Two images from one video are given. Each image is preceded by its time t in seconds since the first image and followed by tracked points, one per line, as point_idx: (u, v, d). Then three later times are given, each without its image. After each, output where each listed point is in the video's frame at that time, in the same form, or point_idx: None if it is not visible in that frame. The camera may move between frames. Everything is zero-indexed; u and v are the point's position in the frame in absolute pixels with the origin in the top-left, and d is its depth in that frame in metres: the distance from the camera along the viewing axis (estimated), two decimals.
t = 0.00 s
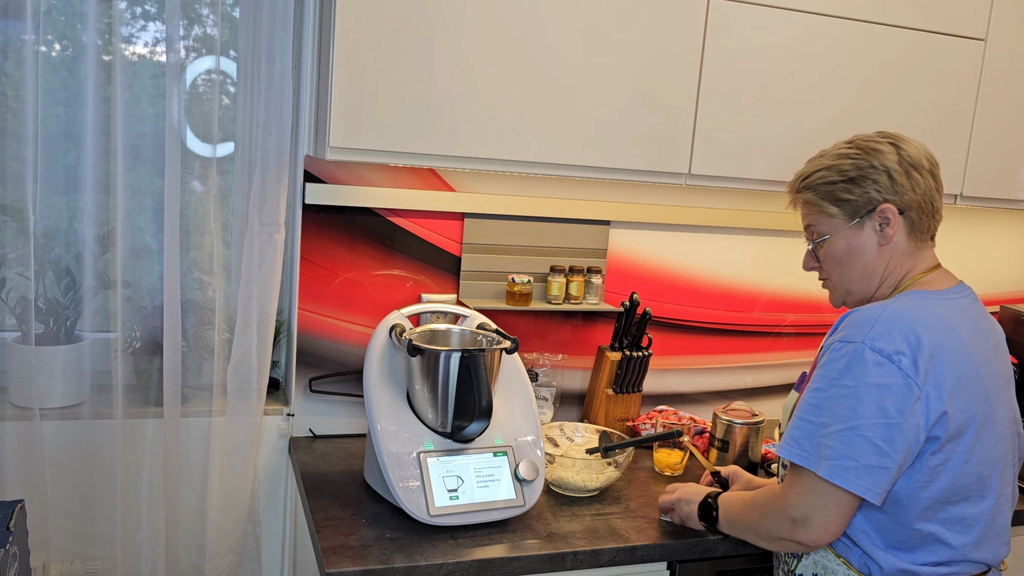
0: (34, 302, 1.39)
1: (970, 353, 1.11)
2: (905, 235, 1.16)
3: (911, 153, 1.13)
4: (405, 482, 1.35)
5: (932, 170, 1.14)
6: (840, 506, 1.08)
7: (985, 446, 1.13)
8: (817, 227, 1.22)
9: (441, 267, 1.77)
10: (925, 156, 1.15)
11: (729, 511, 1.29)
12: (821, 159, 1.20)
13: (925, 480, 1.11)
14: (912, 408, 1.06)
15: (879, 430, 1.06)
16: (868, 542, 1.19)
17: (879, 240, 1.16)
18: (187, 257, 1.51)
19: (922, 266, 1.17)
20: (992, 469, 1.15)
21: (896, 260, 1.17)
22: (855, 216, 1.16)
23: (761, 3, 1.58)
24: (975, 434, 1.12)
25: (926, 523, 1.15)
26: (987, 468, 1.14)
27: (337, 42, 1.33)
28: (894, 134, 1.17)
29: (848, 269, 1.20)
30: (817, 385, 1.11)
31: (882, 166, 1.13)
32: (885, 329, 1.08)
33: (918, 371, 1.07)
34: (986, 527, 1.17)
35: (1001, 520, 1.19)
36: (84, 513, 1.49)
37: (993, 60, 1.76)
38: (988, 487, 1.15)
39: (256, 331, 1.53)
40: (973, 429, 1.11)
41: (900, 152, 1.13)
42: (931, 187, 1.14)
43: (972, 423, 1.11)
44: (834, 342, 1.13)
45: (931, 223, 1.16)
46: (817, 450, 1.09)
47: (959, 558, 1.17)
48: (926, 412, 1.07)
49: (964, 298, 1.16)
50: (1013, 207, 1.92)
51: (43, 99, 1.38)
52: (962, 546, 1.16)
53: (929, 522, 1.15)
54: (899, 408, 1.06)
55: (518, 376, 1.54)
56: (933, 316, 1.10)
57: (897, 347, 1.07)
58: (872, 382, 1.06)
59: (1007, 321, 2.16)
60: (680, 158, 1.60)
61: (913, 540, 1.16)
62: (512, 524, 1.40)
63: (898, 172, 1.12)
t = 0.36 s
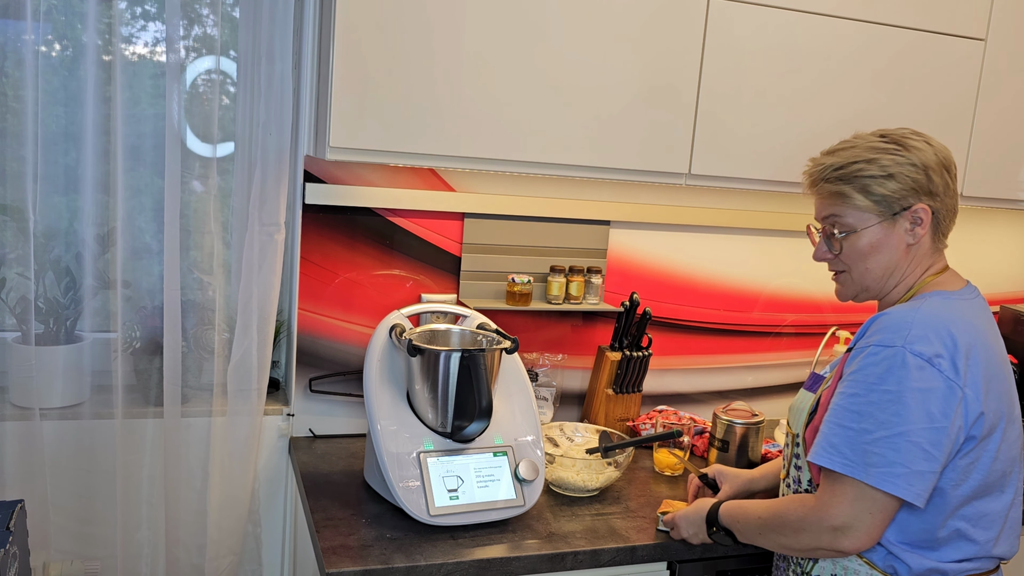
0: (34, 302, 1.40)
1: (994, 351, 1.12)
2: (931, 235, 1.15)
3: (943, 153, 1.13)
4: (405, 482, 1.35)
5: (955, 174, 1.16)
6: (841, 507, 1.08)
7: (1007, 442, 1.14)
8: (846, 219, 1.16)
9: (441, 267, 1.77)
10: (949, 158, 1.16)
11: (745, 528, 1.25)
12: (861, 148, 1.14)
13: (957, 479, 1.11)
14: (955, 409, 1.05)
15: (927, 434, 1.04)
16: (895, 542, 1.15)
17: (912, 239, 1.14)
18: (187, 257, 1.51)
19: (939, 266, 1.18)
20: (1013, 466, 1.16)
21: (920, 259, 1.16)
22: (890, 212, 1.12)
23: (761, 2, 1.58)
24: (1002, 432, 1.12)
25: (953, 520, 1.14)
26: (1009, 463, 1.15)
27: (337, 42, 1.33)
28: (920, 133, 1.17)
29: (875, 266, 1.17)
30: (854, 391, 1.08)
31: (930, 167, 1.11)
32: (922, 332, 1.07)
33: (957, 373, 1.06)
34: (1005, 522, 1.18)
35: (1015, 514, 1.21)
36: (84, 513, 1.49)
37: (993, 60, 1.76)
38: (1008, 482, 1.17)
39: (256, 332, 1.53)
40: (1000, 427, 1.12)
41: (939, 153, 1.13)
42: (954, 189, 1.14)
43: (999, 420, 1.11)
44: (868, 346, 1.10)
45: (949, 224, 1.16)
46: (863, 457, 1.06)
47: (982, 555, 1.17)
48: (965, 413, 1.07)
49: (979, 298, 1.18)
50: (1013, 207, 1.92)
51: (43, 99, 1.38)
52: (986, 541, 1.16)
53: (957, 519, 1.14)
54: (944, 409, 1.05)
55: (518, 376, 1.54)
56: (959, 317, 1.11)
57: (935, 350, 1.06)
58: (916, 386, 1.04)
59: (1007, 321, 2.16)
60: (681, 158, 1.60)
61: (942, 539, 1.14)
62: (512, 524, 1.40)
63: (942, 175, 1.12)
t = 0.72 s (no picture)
0: (34, 301, 1.40)
1: (994, 348, 1.14)
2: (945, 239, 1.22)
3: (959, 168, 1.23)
4: (405, 482, 1.35)
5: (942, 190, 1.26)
6: (824, 501, 1.08)
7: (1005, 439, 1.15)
8: (906, 193, 1.15)
9: (441, 268, 1.77)
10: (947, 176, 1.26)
11: (724, 528, 1.25)
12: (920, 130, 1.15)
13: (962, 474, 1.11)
14: (965, 404, 1.06)
15: (940, 429, 1.04)
16: (900, 541, 1.15)
17: (945, 237, 1.19)
18: (187, 257, 1.51)
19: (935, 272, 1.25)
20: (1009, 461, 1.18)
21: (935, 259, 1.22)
22: (943, 204, 1.16)
23: (761, 2, 1.58)
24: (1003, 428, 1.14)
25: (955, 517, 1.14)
26: (1006, 460, 1.17)
27: (337, 42, 1.33)
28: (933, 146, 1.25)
29: (922, 248, 1.16)
30: (864, 387, 1.08)
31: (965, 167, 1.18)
32: (931, 328, 1.08)
33: (966, 368, 1.07)
34: (1000, 518, 1.19)
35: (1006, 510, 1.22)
36: (84, 513, 1.49)
37: (993, 60, 1.76)
38: (1004, 478, 1.18)
39: (256, 331, 1.53)
40: (1001, 422, 1.13)
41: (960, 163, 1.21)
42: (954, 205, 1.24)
43: (999, 417, 1.13)
44: (877, 342, 1.10)
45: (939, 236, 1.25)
46: (876, 454, 1.04)
47: (980, 551, 1.18)
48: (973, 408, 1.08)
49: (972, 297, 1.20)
50: (1013, 207, 1.92)
51: (43, 99, 1.38)
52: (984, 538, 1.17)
53: (958, 516, 1.14)
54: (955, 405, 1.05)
55: (518, 376, 1.54)
56: (961, 313, 1.12)
57: (945, 345, 1.07)
58: (929, 381, 1.04)
59: (1006, 321, 2.16)
60: (681, 158, 1.60)
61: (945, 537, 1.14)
62: (512, 524, 1.40)
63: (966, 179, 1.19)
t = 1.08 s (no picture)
0: (34, 301, 1.40)
1: (959, 349, 1.12)
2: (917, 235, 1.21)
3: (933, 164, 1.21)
4: (405, 482, 1.35)
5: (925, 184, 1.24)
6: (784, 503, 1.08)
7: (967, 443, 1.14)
8: (873, 187, 1.14)
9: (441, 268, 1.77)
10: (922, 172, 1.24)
11: (686, 527, 1.24)
12: (889, 124, 1.14)
13: (922, 476, 1.10)
14: (926, 407, 1.04)
15: (898, 432, 1.02)
16: (855, 543, 1.14)
17: (915, 233, 1.18)
18: (187, 257, 1.51)
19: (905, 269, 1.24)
20: (970, 464, 1.16)
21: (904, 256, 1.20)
22: (914, 200, 1.14)
23: (760, 2, 1.58)
24: (965, 430, 1.13)
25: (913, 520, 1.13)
26: (967, 463, 1.15)
27: (338, 42, 1.33)
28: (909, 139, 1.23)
29: (890, 243, 1.15)
30: (823, 386, 1.06)
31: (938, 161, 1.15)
32: (894, 328, 1.06)
33: (928, 370, 1.05)
34: (960, 522, 1.19)
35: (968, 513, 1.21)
36: (84, 513, 1.49)
37: (993, 60, 1.76)
38: (965, 481, 1.17)
39: (256, 331, 1.53)
40: (963, 426, 1.12)
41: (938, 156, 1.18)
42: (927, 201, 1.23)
43: (961, 420, 1.11)
44: (839, 341, 1.08)
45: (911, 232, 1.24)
46: (832, 456, 1.04)
47: (939, 555, 1.17)
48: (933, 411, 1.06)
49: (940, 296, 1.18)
50: (1013, 207, 1.92)
51: (43, 99, 1.38)
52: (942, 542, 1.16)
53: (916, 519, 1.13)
54: (914, 408, 1.03)
55: (518, 376, 1.54)
56: (927, 313, 1.10)
57: (906, 346, 1.05)
58: (888, 383, 1.03)
59: (1006, 321, 2.16)
60: (680, 158, 1.60)
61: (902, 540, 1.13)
62: (512, 524, 1.40)
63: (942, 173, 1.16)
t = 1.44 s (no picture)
0: (34, 301, 1.40)
1: (909, 354, 1.04)
2: (846, 233, 1.06)
3: (865, 146, 1.03)
4: (406, 482, 1.35)
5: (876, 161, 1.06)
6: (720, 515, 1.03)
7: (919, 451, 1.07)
8: (751, 208, 1.08)
9: (441, 268, 1.77)
10: (876, 151, 1.06)
11: (638, 529, 1.19)
12: (764, 136, 1.06)
13: (860, 487, 1.04)
14: (856, 417, 0.98)
15: (823, 443, 0.97)
16: (793, 550, 1.11)
17: (822, 237, 1.05)
18: (187, 257, 1.51)
19: (857, 266, 1.09)
20: (926, 474, 1.09)
21: (833, 259, 1.08)
22: (798, 206, 1.04)
23: (760, 2, 1.58)
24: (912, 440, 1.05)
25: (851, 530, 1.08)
26: (919, 474, 1.08)
27: (338, 42, 1.33)
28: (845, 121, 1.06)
29: (782, 259, 1.08)
30: (754, 395, 1.02)
31: (831, 155, 1.01)
32: (826, 334, 1.00)
33: (859, 378, 0.99)
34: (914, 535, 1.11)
35: (928, 524, 1.14)
36: (84, 513, 1.49)
37: (993, 60, 1.76)
38: (917, 492, 1.10)
39: (256, 331, 1.53)
40: (910, 436, 1.04)
41: (849, 140, 1.02)
42: (877, 186, 1.05)
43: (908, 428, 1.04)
44: (770, 348, 1.03)
45: (871, 222, 1.07)
46: (757, 466, 0.99)
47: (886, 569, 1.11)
48: (867, 421, 0.99)
49: (897, 295, 1.10)
50: (1013, 207, 1.92)
51: (43, 99, 1.38)
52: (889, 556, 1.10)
53: (857, 531, 1.08)
54: (842, 418, 0.98)
55: (518, 376, 1.54)
56: (872, 315, 1.03)
57: (837, 352, 0.99)
58: (815, 392, 0.97)
59: (1006, 321, 2.16)
60: (680, 158, 1.60)
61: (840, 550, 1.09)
62: (512, 524, 1.40)
63: (847, 163, 1.01)
